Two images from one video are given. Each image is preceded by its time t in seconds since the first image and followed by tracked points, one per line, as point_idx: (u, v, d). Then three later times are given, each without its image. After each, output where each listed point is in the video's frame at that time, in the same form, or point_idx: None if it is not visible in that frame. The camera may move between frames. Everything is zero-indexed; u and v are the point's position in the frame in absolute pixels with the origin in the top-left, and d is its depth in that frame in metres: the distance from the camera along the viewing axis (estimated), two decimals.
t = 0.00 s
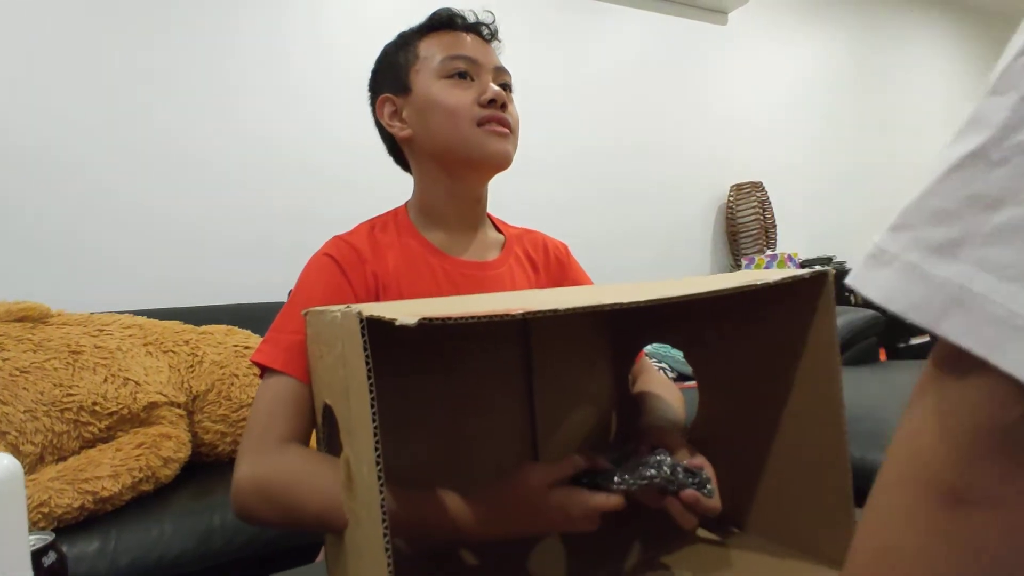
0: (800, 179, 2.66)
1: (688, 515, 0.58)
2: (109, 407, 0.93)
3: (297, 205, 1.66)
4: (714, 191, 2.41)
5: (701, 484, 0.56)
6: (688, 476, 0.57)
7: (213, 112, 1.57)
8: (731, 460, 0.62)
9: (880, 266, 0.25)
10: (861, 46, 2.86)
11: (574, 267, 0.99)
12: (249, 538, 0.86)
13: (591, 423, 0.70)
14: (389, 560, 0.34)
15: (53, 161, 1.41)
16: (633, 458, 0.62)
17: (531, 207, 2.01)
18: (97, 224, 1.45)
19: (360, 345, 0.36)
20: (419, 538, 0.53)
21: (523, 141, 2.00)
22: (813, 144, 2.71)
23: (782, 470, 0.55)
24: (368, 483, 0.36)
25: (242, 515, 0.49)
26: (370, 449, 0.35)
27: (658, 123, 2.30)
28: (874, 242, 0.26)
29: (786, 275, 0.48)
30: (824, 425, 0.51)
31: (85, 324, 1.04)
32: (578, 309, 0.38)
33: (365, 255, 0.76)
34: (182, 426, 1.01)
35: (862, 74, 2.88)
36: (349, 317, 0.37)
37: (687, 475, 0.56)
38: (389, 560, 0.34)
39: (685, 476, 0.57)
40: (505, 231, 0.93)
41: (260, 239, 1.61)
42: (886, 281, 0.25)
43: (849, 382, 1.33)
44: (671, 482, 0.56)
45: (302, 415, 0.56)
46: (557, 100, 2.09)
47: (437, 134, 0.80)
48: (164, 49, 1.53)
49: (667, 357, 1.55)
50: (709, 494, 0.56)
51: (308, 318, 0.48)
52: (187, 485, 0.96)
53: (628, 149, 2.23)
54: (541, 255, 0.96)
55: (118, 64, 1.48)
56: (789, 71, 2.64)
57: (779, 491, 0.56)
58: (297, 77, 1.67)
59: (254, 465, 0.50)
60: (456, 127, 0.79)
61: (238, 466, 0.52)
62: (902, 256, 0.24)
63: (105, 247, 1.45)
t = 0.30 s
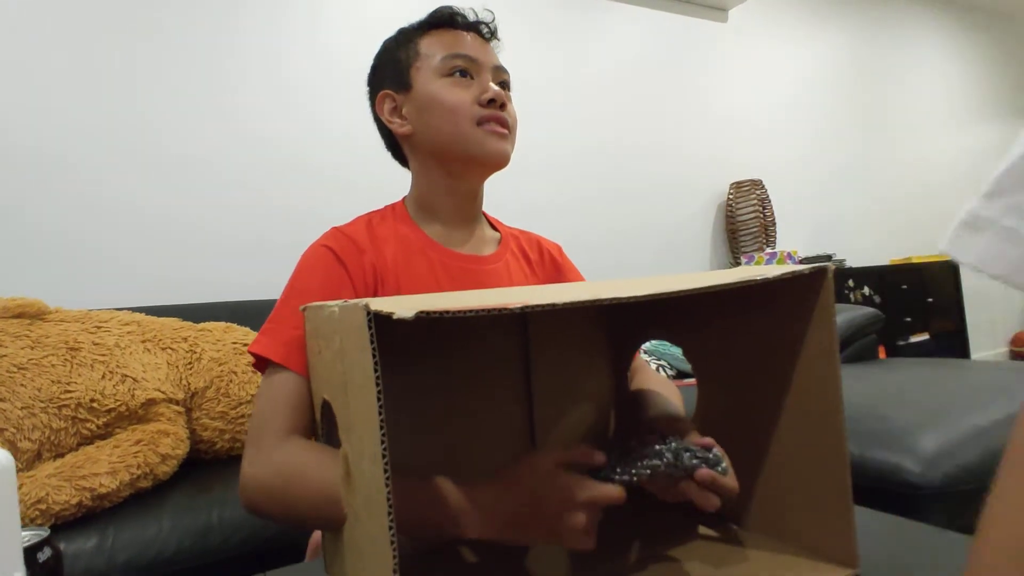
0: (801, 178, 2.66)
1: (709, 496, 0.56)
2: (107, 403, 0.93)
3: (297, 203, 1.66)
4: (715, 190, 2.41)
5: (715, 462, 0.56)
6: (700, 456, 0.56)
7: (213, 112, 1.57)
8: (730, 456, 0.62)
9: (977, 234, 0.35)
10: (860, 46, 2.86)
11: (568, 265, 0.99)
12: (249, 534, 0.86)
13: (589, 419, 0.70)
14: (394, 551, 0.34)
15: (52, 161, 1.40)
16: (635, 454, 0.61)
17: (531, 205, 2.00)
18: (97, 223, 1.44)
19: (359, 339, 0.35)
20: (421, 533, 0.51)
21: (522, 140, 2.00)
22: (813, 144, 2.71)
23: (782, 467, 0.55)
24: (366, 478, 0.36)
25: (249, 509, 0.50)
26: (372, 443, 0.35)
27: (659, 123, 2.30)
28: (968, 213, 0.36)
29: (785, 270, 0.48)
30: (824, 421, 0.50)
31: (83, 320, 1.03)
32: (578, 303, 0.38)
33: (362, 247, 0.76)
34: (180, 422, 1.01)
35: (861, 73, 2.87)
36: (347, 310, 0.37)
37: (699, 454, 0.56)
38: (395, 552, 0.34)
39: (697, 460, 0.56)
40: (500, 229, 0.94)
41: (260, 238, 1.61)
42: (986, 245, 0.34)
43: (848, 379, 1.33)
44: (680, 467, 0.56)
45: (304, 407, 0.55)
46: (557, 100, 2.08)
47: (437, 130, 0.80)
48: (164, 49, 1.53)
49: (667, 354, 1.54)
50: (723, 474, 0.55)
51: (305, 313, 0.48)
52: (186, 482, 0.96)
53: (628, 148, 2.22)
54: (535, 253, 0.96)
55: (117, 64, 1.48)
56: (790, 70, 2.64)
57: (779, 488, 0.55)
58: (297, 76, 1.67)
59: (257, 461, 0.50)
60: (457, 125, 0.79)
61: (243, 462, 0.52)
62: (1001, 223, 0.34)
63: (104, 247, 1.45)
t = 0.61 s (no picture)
0: (801, 178, 2.66)
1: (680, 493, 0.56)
2: (104, 400, 0.93)
3: (296, 201, 1.65)
4: (715, 189, 2.41)
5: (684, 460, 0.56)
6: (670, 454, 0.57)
7: (211, 111, 1.56)
8: (729, 452, 0.62)
9: None
10: (859, 44, 2.86)
11: (563, 261, 0.99)
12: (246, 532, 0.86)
13: (585, 415, 0.70)
14: (387, 553, 0.34)
15: (51, 159, 1.40)
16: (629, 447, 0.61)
17: (530, 203, 2.00)
18: (97, 222, 1.44)
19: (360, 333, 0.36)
20: (411, 522, 0.50)
21: (522, 139, 2.00)
22: (813, 144, 2.71)
23: (780, 463, 0.55)
24: (366, 475, 0.36)
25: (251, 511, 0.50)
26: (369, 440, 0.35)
27: (659, 123, 2.30)
28: None
29: (785, 267, 0.48)
30: (822, 419, 0.50)
31: (80, 317, 1.03)
32: (578, 298, 0.38)
33: (354, 245, 0.76)
34: (178, 419, 1.01)
35: (861, 72, 2.88)
36: (347, 307, 0.37)
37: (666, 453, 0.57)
38: (388, 552, 0.35)
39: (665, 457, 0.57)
40: (494, 224, 0.93)
41: (259, 236, 1.60)
42: None
43: (846, 376, 1.33)
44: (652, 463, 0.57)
45: (305, 405, 0.55)
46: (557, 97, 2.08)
47: (432, 123, 0.79)
48: (163, 48, 1.52)
49: (665, 351, 1.54)
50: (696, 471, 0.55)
51: (306, 309, 0.48)
52: (183, 479, 0.95)
53: (628, 147, 2.22)
54: (528, 249, 0.96)
55: (117, 64, 1.47)
56: (790, 70, 2.64)
57: (776, 485, 0.56)
58: (297, 75, 1.67)
59: (257, 462, 0.50)
60: (453, 118, 0.78)
61: (245, 464, 0.52)
62: None
63: (103, 246, 1.44)
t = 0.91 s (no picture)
0: (801, 177, 2.66)
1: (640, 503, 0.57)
2: (100, 396, 0.93)
3: (294, 198, 1.65)
4: (714, 188, 2.41)
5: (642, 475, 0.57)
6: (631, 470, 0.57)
7: (210, 108, 1.56)
8: (723, 450, 0.62)
9: None
10: (859, 42, 2.86)
11: (565, 257, 0.99)
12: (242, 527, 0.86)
13: (582, 411, 0.69)
14: (380, 549, 0.35)
15: (49, 157, 1.40)
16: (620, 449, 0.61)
17: (530, 201, 2.00)
18: (96, 221, 1.44)
19: (353, 330, 0.36)
20: (406, 523, 0.49)
21: (522, 138, 2.00)
22: (812, 143, 2.71)
23: (775, 459, 0.55)
24: (359, 468, 0.36)
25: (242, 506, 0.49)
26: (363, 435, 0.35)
27: (659, 121, 2.30)
28: None
29: (781, 263, 0.48)
30: (817, 417, 0.50)
31: (77, 313, 1.03)
32: (574, 293, 0.38)
33: (354, 241, 0.75)
34: (174, 416, 1.00)
35: (860, 72, 2.88)
36: (340, 302, 0.37)
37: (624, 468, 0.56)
38: (382, 546, 0.35)
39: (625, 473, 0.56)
40: (496, 220, 0.93)
41: (257, 233, 1.60)
42: None
43: (843, 374, 1.33)
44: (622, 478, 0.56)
45: (300, 403, 0.56)
46: (556, 96, 2.08)
47: (436, 116, 0.79)
48: (163, 46, 1.52)
49: (663, 349, 1.54)
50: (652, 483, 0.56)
51: (303, 304, 0.48)
52: (179, 475, 0.95)
53: (628, 146, 2.22)
54: (532, 244, 0.96)
55: (117, 63, 1.47)
56: (790, 70, 2.63)
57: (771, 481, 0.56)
58: (297, 73, 1.66)
59: (250, 455, 0.50)
60: (458, 112, 0.78)
61: (238, 458, 0.52)
62: None
63: (102, 243, 1.44)
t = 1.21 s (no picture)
0: (800, 177, 2.66)
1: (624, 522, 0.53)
2: (95, 392, 0.92)
3: (292, 196, 1.65)
4: (712, 187, 2.41)
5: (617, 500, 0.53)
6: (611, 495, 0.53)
7: (207, 106, 1.56)
8: (717, 444, 0.62)
9: None
10: (858, 42, 2.87)
11: (565, 248, 0.98)
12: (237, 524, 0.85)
13: (578, 407, 0.69)
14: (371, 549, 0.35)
15: (48, 156, 1.39)
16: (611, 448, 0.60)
17: (528, 199, 2.00)
18: (94, 218, 1.43)
19: (344, 325, 0.36)
20: (404, 525, 0.49)
21: (522, 137, 2.00)
22: (811, 142, 2.71)
23: (768, 457, 0.55)
24: (350, 464, 0.36)
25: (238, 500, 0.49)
26: (353, 433, 0.36)
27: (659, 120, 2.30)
28: None
29: (777, 260, 0.48)
30: (811, 414, 0.50)
31: (72, 308, 1.03)
32: (568, 288, 0.38)
33: (345, 239, 0.76)
34: (170, 412, 1.00)
35: (859, 72, 2.88)
36: (333, 296, 0.37)
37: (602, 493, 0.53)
38: (372, 543, 0.35)
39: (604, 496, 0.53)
40: (493, 212, 0.93)
41: (255, 231, 1.60)
42: None
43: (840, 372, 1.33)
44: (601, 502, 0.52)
45: (291, 397, 0.55)
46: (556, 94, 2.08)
47: (439, 108, 0.78)
48: (163, 45, 1.52)
49: (660, 347, 1.55)
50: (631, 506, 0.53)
51: (297, 298, 0.47)
52: (175, 471, 0.95)
53: (627, 145, 2.22)
54: (530, 237, 0.95)
55: (116, 61, 1.47)
56: (789, 70, 2.64)
57: (765, 478, 0.56)
58: (296, 70, 1.66)
59: (243, 450, 0.50)
60: (462, 106, 0.77)
61: (229, 452, 0.51)
62: None
63: (99, 240, 1.44)
